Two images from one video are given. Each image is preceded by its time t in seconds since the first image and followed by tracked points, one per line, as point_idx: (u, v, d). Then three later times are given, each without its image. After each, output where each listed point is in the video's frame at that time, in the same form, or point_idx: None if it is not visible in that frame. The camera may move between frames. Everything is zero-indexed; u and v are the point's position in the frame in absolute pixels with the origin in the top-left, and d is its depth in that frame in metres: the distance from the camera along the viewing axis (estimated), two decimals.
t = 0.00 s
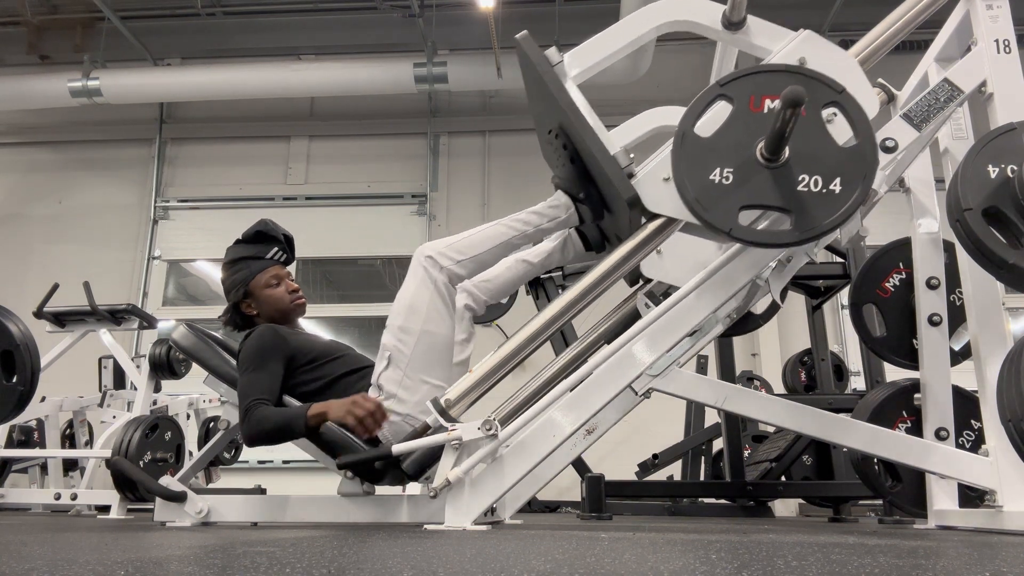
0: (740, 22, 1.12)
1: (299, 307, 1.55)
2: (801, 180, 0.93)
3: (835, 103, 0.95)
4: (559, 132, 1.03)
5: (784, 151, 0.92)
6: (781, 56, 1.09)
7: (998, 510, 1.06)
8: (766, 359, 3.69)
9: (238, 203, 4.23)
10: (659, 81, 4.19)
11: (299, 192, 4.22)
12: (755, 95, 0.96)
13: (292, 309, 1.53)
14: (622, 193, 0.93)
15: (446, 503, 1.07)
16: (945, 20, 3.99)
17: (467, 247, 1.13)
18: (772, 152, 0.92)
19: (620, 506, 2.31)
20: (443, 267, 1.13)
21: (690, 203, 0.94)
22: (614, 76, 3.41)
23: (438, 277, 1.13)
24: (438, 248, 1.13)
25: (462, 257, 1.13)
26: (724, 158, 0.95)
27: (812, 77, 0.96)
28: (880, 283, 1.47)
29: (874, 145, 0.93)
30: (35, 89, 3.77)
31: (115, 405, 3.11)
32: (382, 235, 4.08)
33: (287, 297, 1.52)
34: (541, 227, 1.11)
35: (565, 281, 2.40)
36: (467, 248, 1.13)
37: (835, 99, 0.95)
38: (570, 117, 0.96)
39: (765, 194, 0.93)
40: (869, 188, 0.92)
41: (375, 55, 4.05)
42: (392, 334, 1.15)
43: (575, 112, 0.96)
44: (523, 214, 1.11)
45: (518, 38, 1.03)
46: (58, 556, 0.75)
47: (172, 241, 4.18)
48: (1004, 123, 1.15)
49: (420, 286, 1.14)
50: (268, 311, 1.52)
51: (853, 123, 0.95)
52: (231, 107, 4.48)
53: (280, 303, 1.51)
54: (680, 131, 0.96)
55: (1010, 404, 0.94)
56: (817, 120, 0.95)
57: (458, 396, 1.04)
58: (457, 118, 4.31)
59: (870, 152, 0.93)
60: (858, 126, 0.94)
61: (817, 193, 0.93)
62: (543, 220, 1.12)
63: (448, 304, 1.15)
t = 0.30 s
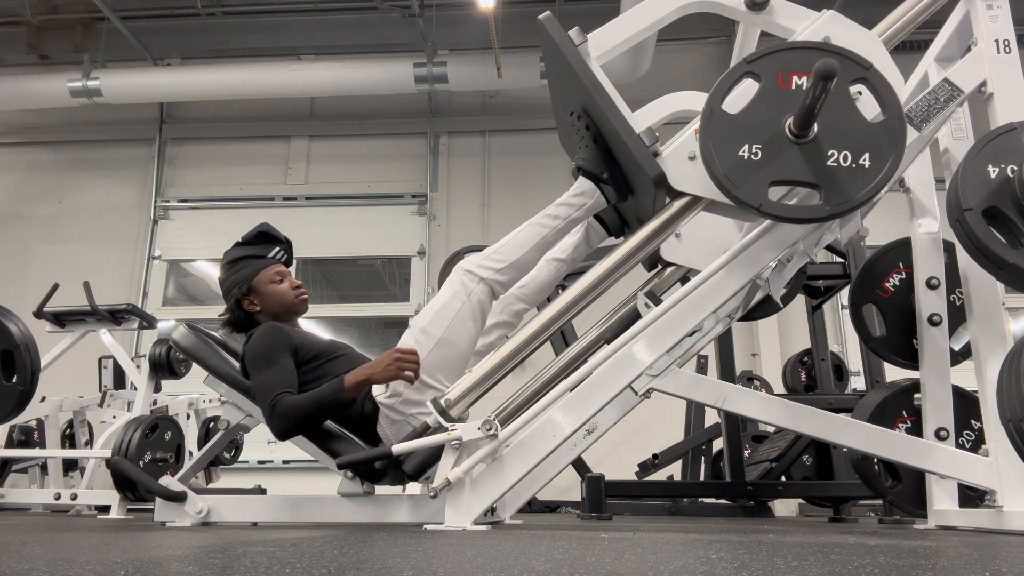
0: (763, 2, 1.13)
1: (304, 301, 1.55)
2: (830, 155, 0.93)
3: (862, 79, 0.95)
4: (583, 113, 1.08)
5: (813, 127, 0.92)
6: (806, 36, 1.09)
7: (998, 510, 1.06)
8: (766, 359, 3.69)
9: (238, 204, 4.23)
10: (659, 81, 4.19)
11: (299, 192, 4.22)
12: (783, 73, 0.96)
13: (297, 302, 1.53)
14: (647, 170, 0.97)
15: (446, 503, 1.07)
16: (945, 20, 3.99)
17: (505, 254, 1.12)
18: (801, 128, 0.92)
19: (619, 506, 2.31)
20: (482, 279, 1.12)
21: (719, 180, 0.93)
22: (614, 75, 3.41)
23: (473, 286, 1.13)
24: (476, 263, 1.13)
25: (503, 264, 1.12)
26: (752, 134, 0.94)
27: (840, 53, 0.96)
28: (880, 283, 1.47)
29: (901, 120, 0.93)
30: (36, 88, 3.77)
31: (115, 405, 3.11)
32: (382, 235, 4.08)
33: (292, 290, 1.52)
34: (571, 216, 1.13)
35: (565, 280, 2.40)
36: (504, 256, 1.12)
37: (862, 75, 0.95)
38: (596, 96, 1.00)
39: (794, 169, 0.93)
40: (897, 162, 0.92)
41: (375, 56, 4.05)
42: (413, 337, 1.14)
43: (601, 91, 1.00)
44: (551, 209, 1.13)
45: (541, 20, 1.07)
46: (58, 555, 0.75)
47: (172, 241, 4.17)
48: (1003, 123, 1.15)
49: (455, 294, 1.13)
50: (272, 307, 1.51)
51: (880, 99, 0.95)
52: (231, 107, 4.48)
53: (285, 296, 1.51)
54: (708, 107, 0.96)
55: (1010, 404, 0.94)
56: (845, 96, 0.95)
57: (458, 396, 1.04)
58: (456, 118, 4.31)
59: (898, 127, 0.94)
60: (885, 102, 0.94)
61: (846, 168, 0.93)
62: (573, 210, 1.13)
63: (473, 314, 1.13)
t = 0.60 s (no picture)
0: (762, 3, 1.13)
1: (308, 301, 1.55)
2: (829, 156, 0.93)
3: (861, 79, 0.95)
4: (582, 114, 1.08)
5: (812, 128, 0.92)
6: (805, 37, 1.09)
7: (998, 510, 1.06)
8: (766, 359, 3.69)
9: (238, 204, 4.22)
10: (659, 82, 4.19)
11: (299, 192, 4.22)
12: (782, 74, 0.96)
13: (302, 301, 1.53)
14: (647, 171, 0.96)
15: (446, 503, 1.07)
16: (945, 20, 3.99)
17: (506, 258, 1.11)
18: (801, 128, 0.92)
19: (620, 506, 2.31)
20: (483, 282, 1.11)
21: (718, 180, 0.93)
22: (614, 75, 3.41)
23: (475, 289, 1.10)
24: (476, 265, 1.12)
25: (503, 266, 1.11)
26: (752, 135, 0.94)
27: (840, 54, 0.96)
28: (880, 283, 1.47)
29: (900, 121, 0.93)
30: (36, 88, 3.77)
31: (115, 405, 3.11)
32: (382, 236, 4.08)
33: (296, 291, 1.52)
34: (570, 218, 1.12)
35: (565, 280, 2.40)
36: (505, 258, 1.11)
37: (862, 76, 0.95)
38: (595, 96, 1.00)
39: (794, 170, 0.93)
40: (897, 163, 0.92)
41: (375, 56, 4.05)
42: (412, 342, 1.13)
43: (600, 92, 1.00)
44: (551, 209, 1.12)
45: (540, 21, 1.07)
46: (57, 556, 0.75)
47: (172, 241, 4.17)
48: (1004, 122, 1.15)
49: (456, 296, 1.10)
50: (276, 305, 1.51)
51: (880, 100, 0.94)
52: (231, 107, 4.48)
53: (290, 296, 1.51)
54: (707, 108, 0.96)
55: (1010, 404, 0.94)
56: (844, 97, 0.95)
57: (458, 396, 1.04)
58: (457, 118, 4.31)
59: (897, 128, 0.93)
60: (885, 103, 0.94)
61: (845, 169, 0.93)
62: (572, 211, 1.12)
63: (474, 318, 1.11)
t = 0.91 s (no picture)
0: (760, 5, 1.13)
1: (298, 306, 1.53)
2: (825, 159, 0.93)
3: (858, 83, 0.95)
4: (580, 117, 1.07)
5: (808, 131, 0.92)
6: (802, 39, 1.09)
7: (998, 510, 1.06)
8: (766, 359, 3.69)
9: (238, 203, 4.22)
10: (659, 82, 4.19)
11: (299, 192, 4.22)
12: (778, 77, 0.96)
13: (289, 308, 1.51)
14: (644, 173, 0.96)
15: (446, 503, 1.07)
16: (945, 20, 3.99)
17: (502, 251, 1.14)
18: (797, 132, 0.92)
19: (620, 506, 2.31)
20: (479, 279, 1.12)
21: (714, 183, 0.93)
22: (615, 75, 3.41)
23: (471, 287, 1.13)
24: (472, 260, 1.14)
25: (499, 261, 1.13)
26: (748, 138, 0.94)
27: (836, 58, 0.95)
28: (880, 283, 1.47)
29: (895, 124, 0.93)
30: (36, 89, 3.77)
31: (115, 405, 3.11)
32: (382, 236, 4.08)
33: (283, 297, 1.51)
34: (565, 219, 1.17)
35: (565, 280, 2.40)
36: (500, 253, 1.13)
37: (858, 79, 0.95)
38: (592, 100, 0.99)
39: (790, 173, 0.93)
40: (894, 167, 0.92)
41: (375, 56, 4.05)
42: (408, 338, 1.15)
43: (597, 95, 0.99)
44: (546, 209, 1.17)
45: (537, 24, 1.07)
46: (57, 556, 0.75)
47: (172, 241, 4.17)
48: (1003, 123, 1.15)
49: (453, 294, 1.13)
50: (268, 308, 1.52)
51: (876, 103, 0.94)
52: (231, 107, 4.48)
53: (276, 302, 1.51)
54: (704, 111, 0.95)
55: (1010, 403, 0.94)
56: (841, 100, 0.95)
57: (458, 396, 1.04)
58: (457, 118, 4.31)
59: (893, 131, 0.93)
60: (881, 107, 0.94)
61: (841, 173, 0.93)
62: (567, 212, 1.18)
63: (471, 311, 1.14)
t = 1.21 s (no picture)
0: (758, 6, 1.13)
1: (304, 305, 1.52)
2: (824, 160, 0.93)
3: (856, 84, 0.95)
4: (579, 117, 1.06)
5: (807, 132, 0.92)
6: (800, 40, 1.09)
7: (998, 510, 1.06)
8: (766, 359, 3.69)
9: (238, 203, 4.22)
10: (659, 82, 4.19)
11: (299, 192, 4.22)
12: (777, 78, 0.96)
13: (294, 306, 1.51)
14: (642, 175, 0.97)
15: (446, 503, 1.07)
16: (945, 20, 3.99)
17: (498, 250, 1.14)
18: (795, 133, 0.92)
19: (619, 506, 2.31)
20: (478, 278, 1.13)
21: (713, 185, 0.93)
22: (615, 74, 3.40)
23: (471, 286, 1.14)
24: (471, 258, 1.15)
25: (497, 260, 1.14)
26: (746, 139, 0.94)
27: (834, 58, 0.96)
28: (880, 283, 1.47)
29: (894, 126, 0.93)
30: (35, 88, 3.77)
31: (115, 405, 3.11)
32: (382, 236, 4.08)
33: (290, 294, 1.51)
34: (565, 219, 1.17)
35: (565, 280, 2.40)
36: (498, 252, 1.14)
37: (857, 80, 0.95)
38: (591, 100, 0.99)
39: (789, 174, 0.93)
40: (893, 167, 0.92)
41: (375, 55, 4.05)
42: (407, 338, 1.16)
43: (596, 96, 0.99)
44: (545, 209, 1.16)
45: (536, 25, 1.07)
46: (57, 555, 0.75)
47: (172, 241, 4.17)
48: (1003, 123, 1.15)
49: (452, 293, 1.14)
50: (276, 304, 1.53)
51: (875, 104, 0.94)
52: (231, 107, 4.48)
53: (283, 299, 1.51)
54: (702, 113, 0.95)
55: (1010, 403, 0.94)
56: (839, 100, 0.95)
57: (458, 396, 1.04)
58: (457, 118, 4.31)
59: (891, 132, 0.93)
60: (880, 108, 0.94)
61: (840, 174, 0.93)
62: (566, 211, 1.17)
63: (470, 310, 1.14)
